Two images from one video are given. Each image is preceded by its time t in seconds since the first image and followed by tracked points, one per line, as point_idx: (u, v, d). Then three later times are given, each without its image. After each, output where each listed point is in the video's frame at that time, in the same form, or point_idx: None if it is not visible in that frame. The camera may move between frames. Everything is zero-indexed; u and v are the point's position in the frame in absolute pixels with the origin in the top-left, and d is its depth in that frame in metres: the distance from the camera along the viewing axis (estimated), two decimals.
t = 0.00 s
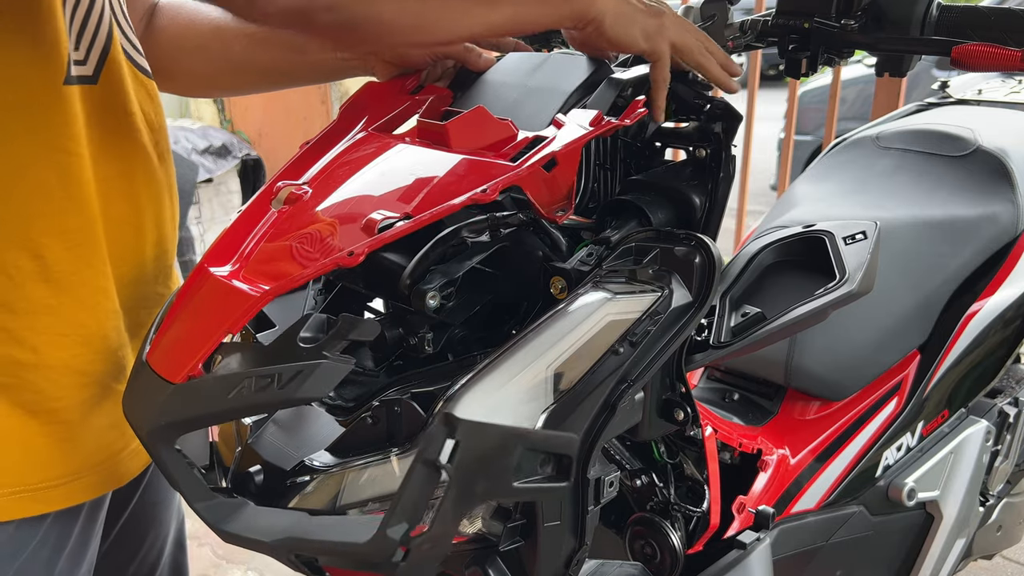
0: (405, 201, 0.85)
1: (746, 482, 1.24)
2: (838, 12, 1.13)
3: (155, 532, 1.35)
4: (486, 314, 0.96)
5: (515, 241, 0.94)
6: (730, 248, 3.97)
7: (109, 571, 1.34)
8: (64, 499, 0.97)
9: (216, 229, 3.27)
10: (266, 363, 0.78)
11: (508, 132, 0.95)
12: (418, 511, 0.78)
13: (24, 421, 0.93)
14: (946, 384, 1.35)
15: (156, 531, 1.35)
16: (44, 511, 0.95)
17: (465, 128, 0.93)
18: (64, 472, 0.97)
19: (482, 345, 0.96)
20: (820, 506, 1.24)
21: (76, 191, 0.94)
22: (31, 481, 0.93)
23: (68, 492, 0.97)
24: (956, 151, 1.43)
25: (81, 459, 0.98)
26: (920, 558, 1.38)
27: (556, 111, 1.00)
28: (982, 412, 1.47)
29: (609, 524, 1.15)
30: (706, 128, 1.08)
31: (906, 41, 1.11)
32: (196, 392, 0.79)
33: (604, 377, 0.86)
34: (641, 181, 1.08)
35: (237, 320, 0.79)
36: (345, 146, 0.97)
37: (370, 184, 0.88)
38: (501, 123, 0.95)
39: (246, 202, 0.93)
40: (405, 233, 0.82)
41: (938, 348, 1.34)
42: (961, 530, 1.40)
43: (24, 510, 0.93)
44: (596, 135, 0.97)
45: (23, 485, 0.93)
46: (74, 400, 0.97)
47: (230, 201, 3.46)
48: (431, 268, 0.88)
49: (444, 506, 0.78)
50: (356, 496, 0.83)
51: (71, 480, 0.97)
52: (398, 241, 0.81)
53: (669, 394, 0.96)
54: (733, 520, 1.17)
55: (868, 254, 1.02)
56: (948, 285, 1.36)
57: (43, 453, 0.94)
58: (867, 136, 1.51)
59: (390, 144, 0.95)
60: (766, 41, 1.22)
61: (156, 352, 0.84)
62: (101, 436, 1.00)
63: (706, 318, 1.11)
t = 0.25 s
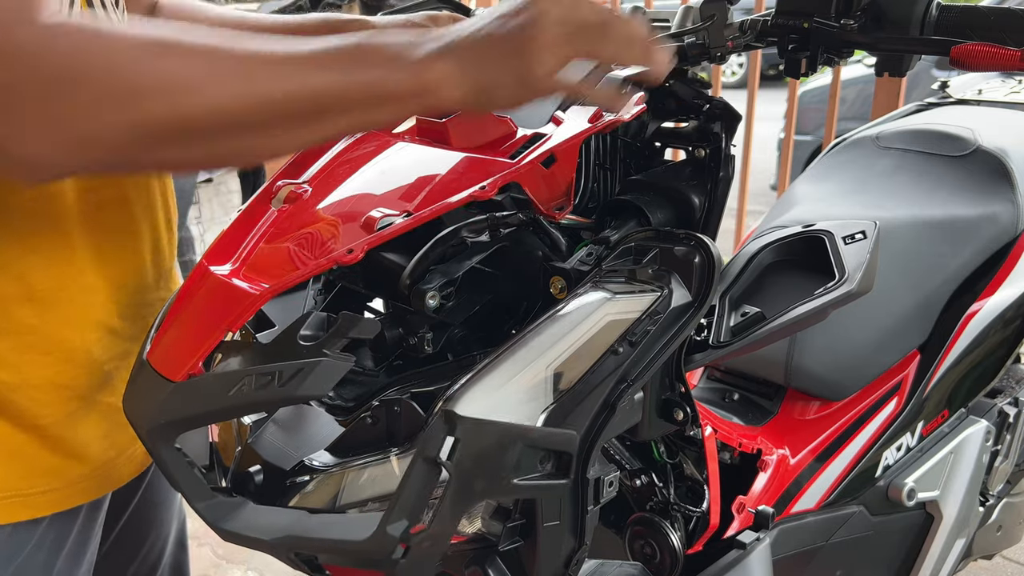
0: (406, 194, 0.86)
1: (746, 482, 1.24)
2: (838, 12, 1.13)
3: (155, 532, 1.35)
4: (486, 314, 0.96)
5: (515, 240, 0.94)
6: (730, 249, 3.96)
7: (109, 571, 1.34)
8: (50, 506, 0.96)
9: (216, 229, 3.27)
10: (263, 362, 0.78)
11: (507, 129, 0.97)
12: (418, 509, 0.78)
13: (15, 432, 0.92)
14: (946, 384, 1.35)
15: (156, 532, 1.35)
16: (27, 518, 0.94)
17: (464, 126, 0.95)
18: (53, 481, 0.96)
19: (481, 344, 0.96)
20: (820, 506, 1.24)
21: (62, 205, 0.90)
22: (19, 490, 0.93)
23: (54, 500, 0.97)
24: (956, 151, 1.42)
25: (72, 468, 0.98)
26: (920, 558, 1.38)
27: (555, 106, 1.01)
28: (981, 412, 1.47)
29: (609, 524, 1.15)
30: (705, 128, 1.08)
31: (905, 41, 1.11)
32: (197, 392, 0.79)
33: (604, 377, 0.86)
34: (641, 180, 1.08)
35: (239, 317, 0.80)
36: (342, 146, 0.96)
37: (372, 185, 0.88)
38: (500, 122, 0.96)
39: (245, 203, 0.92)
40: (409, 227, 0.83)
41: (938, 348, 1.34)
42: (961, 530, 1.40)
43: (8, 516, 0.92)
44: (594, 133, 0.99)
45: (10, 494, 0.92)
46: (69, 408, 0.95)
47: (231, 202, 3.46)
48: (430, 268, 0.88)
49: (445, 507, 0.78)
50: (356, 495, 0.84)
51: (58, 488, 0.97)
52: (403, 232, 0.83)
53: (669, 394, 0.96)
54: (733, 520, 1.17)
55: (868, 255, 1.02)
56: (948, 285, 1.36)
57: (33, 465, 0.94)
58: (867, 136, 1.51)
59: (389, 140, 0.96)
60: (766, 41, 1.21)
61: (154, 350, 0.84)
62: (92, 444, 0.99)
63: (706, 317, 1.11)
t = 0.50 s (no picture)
0: (401, 213, 0.84)
1: (746, 482, 1.24)
2: (838, 12, 1.13)
3: (155, 532, 1.36)
4: (486, 314, 0.96)
5: (515, 241, 0.93)
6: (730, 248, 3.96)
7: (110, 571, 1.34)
8: (49, 503, 0.98)
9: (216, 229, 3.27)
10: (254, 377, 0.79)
11: (504, 142, 0.94)
12: (404, 521, 0.79)
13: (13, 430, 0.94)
14: (946, 384, 1.35)
15: (157, 531, 1.36)
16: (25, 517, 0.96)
17: (461, 139, 0.93)
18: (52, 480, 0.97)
19: (481, 344, 0.96)
20: (820, 506, 1.24)
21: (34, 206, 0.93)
22: (18, 488, 0.94)
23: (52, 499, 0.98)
24: (956, 151, 1.42)
25: (69, 465, 0.99)
26: (920, 558, 1.38)
27: (551, 123, 0.99)
28: (982, 412, 1.47)
29: (609, 524, 1.15)
30: (705, 128, 1.08)
31: (906, 41, 1.11)
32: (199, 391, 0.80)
33: (604, 377, 0.86)
34: (639, 180, 1.09)
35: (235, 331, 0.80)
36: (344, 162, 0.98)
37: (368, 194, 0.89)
38: (496, 136, 0.94)
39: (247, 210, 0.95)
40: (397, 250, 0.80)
41: (938, 348, 1.34)
42: (961, 529, 1.40)
43: (8, 514, 0.93)
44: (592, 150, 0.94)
45: (10, 491, 0.93)
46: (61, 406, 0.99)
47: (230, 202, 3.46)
48: (431, 268, 0.88)
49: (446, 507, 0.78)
50: (356, 496, 0.84)
51: (57, 487, 0.98)
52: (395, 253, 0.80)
53: (669, 394, 0.96)
54: (733, 520, 1.17)
55: (869, 255, 1.02)
56: (948, 285, 1.36)
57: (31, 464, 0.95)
58: (867, 136, 1.51)
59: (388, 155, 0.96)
60: (766, 41, 1.20)
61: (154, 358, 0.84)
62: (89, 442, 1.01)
63: (706, 318, 1.11)
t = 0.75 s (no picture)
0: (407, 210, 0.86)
1: (746, 481, 1.24)
2: (838, 12, 1.13)
3: (155, 533, 1.36)
4: (486, 314, 0.95)
5: (515, 241, 0.93)
6: (730, 249, 3.96)
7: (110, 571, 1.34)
8: (40, 505, 0.98)
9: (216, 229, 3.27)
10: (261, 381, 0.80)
11: (502, 148, 0.94)
12: (410, 523, 0.79)
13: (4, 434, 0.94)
14: (946, 384, 1.35)
15: (157, 532, 1.36)
16: (16, 518, 0.96)
17: (459, 143, 0.93)
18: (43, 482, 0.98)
19: (481, 345, 0.96)
20: (820, 506, 1.24)
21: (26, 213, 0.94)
22: (9, 491, 0.95)
23: (43, 502, 0.99)
24: (956, 151, 1.42)
25: (59, 468, 0.99)
26: (920, 558, 1.38)
27: (550, 126, 1.00)
28: (982, 412, 1.47)
29: (609, 524, 1.15)
30: (705, 128, 1.08)
31: (906, 41, 1.11)
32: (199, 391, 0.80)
33: (604, 377, 0.86)
34: (639, 181, 1.08)
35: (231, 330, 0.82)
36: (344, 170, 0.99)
37: (370, 200, 0.90)
38: (494, 141, 0.94)
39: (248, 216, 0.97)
40: (399, 245, 0.82)
41: (938, 348, 1.34)
42: (961, 530, 1.40)
43: None
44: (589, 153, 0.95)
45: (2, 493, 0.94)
46: (51, 409, 0.99)
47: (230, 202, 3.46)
48: (431, 268, 0.88)
49: (445, 507, 0.79)
50: (356, 496, 0.84)
51: (48, 490, 0.99)
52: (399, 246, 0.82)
53: (669, 394, 0.96)
54: (733, 520, 1.17)
55: (868, 254, 1.02)
56: (948, 285, 1.36)
57: (23, 468, 0.96)
58: (867, 136, 1.51)
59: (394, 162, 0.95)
60: (766, 41, 1.20)
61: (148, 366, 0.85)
62: (80, 444, 1.02)
63: (705, 318, 1.11)
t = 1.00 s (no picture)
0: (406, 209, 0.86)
1: (746, 481, 1.24)
2: (838, 12, 1.13)
3: (157, 534, 1.36)
4: (486, 314, 0.95)
5: (515, 241, 0.93)
6: (730, 249, 3.96)
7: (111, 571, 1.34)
8: (42, 505, 0.98)
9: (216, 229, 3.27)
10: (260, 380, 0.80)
11: (502, 148, 0.94)
12: (409, 526, 0.78)
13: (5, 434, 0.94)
14: (946, 384, 1.35)
15: (158, 533, 1.36)
16: (20, 517, 0.96)
17: (460, 141, 0.93)
18: (44, 481, 0.97)
19: (481, 345, 0.96)
20: (820, 506, 1.24)
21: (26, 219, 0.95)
22: (10, 491, 0.94)
23: (45, 500, 0.98)
24: (956, 151, 1.42)
25: (60, 468, 0.99)
26: (920, 558, 1.37)
27: (552, 126, 1.01)
28: (981, 412, 1.47)
29: (609, 524, 1.15)
30: (705, 128, 1.09)
31: (906, 41, 1.11)
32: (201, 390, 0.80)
33: (604, 377, 0.86)
34: (640, 181, 1.08)
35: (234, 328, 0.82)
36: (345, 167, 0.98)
37: (373, 200, 0.89)
38: (495, 139, 0.94)
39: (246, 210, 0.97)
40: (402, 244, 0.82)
41: (938, 348, 1.34)
42: (961, 530, 1.40)
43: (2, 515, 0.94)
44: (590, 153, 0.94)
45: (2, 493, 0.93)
46: (51, 407, 0.99)
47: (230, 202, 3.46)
48: (430, 268, 0.88)
49: (445, 509, 0.78)
50: (356, 496, 0.84)
51: (49, 490, 0.98)
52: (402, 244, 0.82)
53: (669, 394, 0.96)
54: (733, 520, 1.17)
55: (868, 254, 1.02)
56: (948, 285, 1.36)
57: (24, 468, 0.95)
58: (867, 136, 1.51)
59: (398, 162, 0.95)
60: (766, 40, 1.20)
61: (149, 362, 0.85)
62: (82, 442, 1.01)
63: (705, 318, 1.11)
